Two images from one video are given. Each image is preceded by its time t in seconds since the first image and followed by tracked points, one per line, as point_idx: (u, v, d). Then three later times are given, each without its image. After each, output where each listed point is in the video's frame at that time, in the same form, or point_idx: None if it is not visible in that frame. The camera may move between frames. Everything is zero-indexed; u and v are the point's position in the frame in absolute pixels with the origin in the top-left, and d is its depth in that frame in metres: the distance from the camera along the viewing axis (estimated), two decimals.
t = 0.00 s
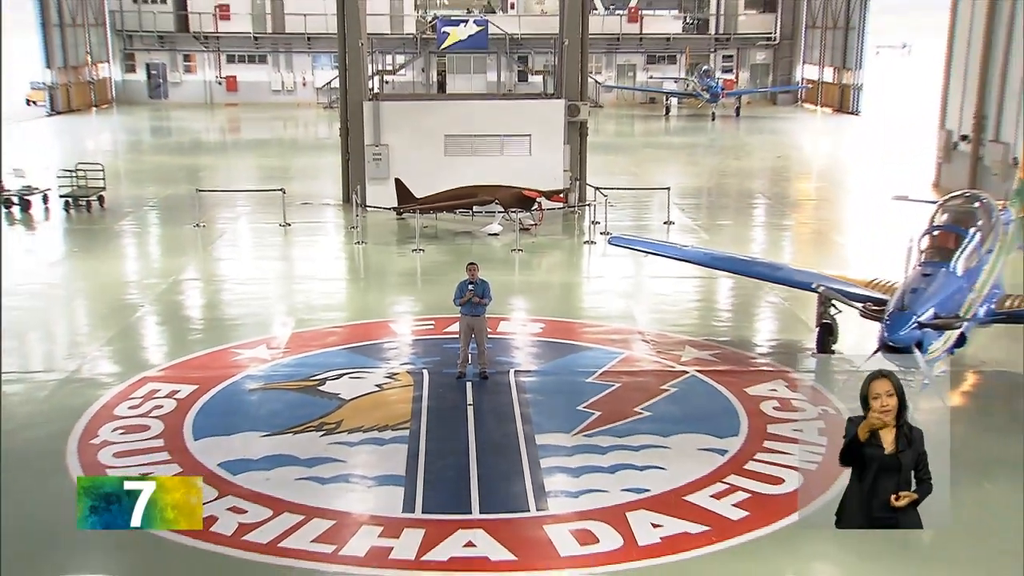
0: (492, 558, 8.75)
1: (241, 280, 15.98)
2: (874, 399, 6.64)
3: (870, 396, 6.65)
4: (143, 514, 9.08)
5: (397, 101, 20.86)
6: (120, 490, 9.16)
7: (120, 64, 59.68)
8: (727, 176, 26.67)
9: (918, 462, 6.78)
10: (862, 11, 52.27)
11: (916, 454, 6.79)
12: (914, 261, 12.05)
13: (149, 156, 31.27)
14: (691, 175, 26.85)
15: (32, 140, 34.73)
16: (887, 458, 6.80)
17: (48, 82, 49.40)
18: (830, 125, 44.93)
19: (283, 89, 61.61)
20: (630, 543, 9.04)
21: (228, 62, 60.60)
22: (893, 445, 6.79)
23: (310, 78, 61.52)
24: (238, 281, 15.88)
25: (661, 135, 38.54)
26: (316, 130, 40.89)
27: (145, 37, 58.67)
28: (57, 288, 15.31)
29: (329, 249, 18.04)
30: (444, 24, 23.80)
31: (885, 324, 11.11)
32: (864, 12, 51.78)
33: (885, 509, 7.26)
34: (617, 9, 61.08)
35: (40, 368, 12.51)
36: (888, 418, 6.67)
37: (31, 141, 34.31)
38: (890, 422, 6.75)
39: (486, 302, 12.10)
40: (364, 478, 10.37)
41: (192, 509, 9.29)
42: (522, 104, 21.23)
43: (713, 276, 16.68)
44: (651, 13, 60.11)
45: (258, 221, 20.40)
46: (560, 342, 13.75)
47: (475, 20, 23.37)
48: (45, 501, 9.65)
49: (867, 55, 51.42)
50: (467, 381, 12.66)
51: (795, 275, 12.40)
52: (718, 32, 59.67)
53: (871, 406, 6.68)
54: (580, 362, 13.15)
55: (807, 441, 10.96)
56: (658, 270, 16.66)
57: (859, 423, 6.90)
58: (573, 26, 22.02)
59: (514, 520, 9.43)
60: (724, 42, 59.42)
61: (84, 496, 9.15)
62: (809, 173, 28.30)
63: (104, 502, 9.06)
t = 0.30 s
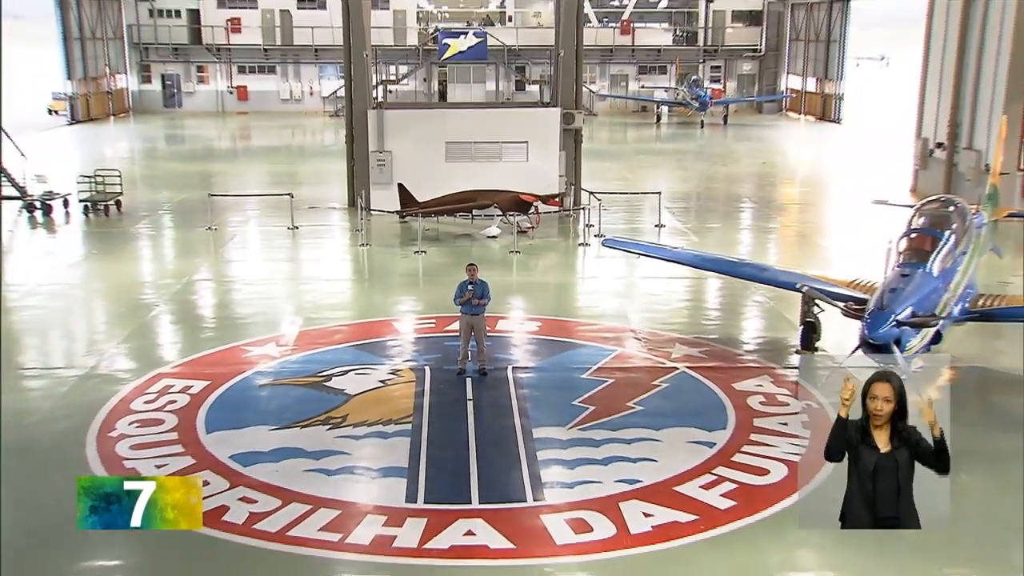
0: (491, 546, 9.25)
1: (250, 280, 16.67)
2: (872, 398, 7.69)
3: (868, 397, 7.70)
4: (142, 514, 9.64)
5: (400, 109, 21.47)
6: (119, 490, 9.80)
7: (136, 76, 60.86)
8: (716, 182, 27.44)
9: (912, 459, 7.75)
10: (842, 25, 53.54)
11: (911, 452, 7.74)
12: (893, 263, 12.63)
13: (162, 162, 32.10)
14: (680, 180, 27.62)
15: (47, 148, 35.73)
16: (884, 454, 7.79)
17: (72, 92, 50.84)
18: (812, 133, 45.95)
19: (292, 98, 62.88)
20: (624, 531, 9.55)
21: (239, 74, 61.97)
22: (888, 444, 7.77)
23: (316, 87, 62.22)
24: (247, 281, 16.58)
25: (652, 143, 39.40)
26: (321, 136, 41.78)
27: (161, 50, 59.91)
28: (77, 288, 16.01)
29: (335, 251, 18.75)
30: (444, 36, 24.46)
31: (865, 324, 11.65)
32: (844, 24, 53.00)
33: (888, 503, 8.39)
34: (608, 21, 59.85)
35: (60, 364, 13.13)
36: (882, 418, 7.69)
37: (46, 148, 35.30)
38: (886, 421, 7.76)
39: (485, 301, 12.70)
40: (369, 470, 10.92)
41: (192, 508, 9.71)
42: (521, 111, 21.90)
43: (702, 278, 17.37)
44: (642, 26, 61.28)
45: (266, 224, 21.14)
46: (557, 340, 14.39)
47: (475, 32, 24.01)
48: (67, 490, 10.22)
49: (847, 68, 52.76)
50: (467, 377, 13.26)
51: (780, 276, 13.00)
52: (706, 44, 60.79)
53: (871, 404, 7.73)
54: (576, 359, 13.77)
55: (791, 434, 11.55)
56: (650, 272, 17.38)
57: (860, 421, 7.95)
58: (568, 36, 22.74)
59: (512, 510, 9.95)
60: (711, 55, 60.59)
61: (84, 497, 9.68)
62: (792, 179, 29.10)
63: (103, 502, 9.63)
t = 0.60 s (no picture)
0: (490, 536, 9.70)
1: (259, 281, 17.28)
2: (869, 406, 7.71)
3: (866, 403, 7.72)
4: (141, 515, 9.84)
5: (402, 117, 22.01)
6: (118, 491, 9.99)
7: (150, 83, 61.72)
8: (708, 185, 28.07)
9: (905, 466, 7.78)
10: (829, 35, 54.57)
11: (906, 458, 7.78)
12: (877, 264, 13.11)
13: (174, 166, 32.81)
14: (674, 184, 28.28)
15: (63, 153, 36.63)
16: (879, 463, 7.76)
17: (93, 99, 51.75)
18: (799, 139, 46.74)
19: (299, 105, 64.18)
20: (617, 522, 9.99)
21: (248, 82, 63.26)
22: (883, 449, 7.75)
23: (322, 95, 64.00)
24: (257, 282, 17.19)
25: (646, 148, 40.15)
26: (327, 142, 42.63)
27: (173, 59, 61.02)
28: (94, 288, 16.62)
29: (340, 253, 19.37)
30: (445, 45, 24.96)
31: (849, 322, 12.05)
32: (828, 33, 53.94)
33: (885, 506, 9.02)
34: (604, 32, 64.07)
35: (78, 361, 13.68)
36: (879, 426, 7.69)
37: (62, 154, 36.15)
38: (884, 427, 7.74)
39: (485, 301, 13.21)
40: (373, 463, 11.40)
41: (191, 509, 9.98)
42: (519, 117, 22.40)
43: (694, 279, 17.95)
44: (635, 36, 62.28)
45: (274, 226, 21.78)
46: (554, 339, 14.94)
47: (475, 42, 24.58)
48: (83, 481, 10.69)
49: (831, 75, 53.66)
50: (467, 374, 13.79)
51: (768, 276, 13.52)
52: (698, 53, 61.69)
53: (868, 412, 7.76)
54: (572, 357, 14.31)
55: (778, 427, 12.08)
56: (646, 274, 18.01)
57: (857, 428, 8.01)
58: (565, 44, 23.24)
59: (510, 503, 10.41)
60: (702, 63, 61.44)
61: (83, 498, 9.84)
62: (780, 183, 29.76)
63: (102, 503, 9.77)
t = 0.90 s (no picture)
0: (491, 527, 10.12)
1: (267, 281, 17.87)
2: (869, 394, 6.85)
3: (867, 392, 6.86)
4: (140, 517, 10.11)
5: (406, 122, 22.51)
6: (120, 491, 10.37)
7: (164, 92, 62.59)
8: (700, 189, 28.70)
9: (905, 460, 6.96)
10: (815, 45, 55.40)
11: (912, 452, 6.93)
12: (862, 265, 13.61)
13: (187, 170, 33.50)
14: (667, 187, 28.91)
15: (79, 158, 37.50)
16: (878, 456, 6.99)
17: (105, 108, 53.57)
18: (787, 145, 47.53)
19: (306, 112, 64.96)
20: (614, 513, 10.44)
21: (257, 89, 63.97)
22: (881, 445, 6.96)
23: (329, 102, 64.71)
24: (266, 282, 17.80)
25: (640, 153, 40.88)
26: (332, 147, 43.37)
27: (185, 68, 61.75)
28: (109, 288, 17.23)
29: (344, 254, 19.97)
30: (447, 54, 25.27)
31: (835, 320, 12.53)
32: (814, 43, 54.96)
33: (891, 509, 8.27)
34: (600, 41, 64.57)
35: (94, 358, 14.24)
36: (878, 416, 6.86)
37: (79, 159, 36.99)
38: (884, 419, 6.93)
39: (485, 300, 13.73)
40: (378, 456, 11.87)
41: (192, 509, 10.23)
42: (520, 122, 22.87)
43: (687, 279, 18.55)
44: (631, 44, 63.10)
45: (282, 229, 22.40)
46: (552, 337, 15.51)
47: (476, 50, 25.14)
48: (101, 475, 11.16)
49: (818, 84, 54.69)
50: (468, 370, 14.33)
51: (759, 277, 14.03)
52: (690, 61, 62.47)
53: (868, 401, 6.90)
54: (569, 355, 14.86)
55: (769, 424, 12.60)
56: (641, 275, 18.68)
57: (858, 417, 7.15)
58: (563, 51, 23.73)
59: (510, 495, 10.85)
60: (695, 71, 62.28)
61: (84, 497, 10.24)
62: (771, 186, 30.42)
63: (103, 502, 10.12)
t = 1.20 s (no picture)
0: (491, 518, 10.48)
1: (275, 282, 18.45)
2: (871, 398, 8.55)
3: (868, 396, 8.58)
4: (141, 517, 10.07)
5: (410, 126, 22.96)
6: (119, 491, 9.63)
7: (176, 99, 63.30)
8: (692, 192, 29.30)
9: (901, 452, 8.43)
10: (802, 54, 55.89)
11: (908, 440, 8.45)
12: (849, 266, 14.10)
13: (198, 175, 34.16)
14: (661, 190, 29.56)
15: (95, 163, 38.18)
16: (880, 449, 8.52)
17: (123, 113, 53.85)
18: (775, 150, 48.40)
19: (313, 118, 66.01)
20: (609, 505, 10.83)
21: (266, 96, 64.63)
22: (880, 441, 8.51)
23: (334, 109, 65.70)
24: (273, 283, 18.37)
25: (636, 158, 41.62)
26: (337, 152, 44.14)
27: (197, 76, 62.27)
28: (125, 288, 17.88)
29: (350, 254, 20.55)
30: (449, 62, 26.00)
31: (823, 319, 12.98)
32: (802, 52, 55.61)
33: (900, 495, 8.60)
34: (595, 49, 64.87)
35: (109, 356, 14.78)
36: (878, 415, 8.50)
37: (94, 164, 37.66)
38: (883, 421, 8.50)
39: (486, 299, 14.24)
40: (382, 450, 12.30)
41: (191, 510, 10.25)
42: (520, 128, 23.44)
43: (681, 280, 19.12)
44: (626, 53, 63.78)
45: (290, 230, 23.01)
46: (550, 335, 16.05)
47: (477, 59, 25.76)
48: (116, 468, 11.60)
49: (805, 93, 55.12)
50: (468, 368, 14.84)
51: (749, 277, 14.52)
52: (684, 69, 63.19)
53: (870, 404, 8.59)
54: (567, 353, 15.38)
55: (759, 420, 13.08)
56: (636, 275, 19.27)
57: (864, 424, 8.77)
58: (561, 59, 24.31)
59: (510, 488, 11.26)
60: (689, 78, 63.06)
61: (83, 496, 9.68)
62: (761, 189, 31.11)
63: (100, 502, 9.55)
